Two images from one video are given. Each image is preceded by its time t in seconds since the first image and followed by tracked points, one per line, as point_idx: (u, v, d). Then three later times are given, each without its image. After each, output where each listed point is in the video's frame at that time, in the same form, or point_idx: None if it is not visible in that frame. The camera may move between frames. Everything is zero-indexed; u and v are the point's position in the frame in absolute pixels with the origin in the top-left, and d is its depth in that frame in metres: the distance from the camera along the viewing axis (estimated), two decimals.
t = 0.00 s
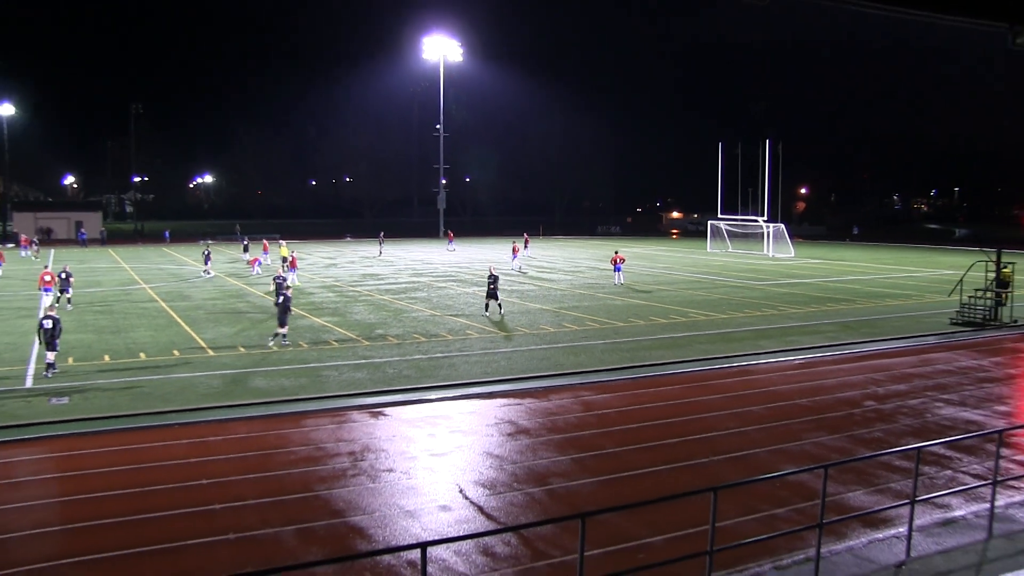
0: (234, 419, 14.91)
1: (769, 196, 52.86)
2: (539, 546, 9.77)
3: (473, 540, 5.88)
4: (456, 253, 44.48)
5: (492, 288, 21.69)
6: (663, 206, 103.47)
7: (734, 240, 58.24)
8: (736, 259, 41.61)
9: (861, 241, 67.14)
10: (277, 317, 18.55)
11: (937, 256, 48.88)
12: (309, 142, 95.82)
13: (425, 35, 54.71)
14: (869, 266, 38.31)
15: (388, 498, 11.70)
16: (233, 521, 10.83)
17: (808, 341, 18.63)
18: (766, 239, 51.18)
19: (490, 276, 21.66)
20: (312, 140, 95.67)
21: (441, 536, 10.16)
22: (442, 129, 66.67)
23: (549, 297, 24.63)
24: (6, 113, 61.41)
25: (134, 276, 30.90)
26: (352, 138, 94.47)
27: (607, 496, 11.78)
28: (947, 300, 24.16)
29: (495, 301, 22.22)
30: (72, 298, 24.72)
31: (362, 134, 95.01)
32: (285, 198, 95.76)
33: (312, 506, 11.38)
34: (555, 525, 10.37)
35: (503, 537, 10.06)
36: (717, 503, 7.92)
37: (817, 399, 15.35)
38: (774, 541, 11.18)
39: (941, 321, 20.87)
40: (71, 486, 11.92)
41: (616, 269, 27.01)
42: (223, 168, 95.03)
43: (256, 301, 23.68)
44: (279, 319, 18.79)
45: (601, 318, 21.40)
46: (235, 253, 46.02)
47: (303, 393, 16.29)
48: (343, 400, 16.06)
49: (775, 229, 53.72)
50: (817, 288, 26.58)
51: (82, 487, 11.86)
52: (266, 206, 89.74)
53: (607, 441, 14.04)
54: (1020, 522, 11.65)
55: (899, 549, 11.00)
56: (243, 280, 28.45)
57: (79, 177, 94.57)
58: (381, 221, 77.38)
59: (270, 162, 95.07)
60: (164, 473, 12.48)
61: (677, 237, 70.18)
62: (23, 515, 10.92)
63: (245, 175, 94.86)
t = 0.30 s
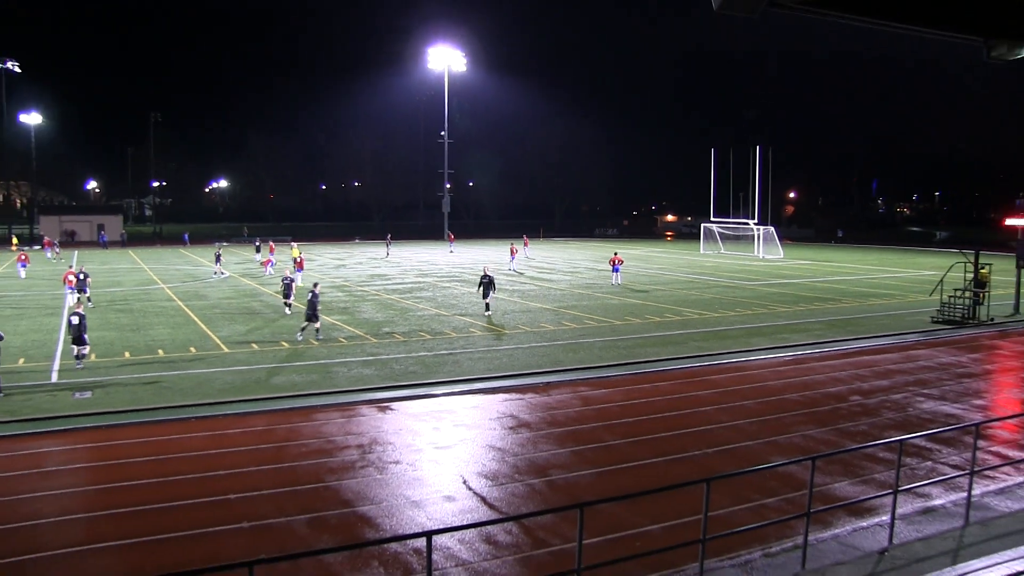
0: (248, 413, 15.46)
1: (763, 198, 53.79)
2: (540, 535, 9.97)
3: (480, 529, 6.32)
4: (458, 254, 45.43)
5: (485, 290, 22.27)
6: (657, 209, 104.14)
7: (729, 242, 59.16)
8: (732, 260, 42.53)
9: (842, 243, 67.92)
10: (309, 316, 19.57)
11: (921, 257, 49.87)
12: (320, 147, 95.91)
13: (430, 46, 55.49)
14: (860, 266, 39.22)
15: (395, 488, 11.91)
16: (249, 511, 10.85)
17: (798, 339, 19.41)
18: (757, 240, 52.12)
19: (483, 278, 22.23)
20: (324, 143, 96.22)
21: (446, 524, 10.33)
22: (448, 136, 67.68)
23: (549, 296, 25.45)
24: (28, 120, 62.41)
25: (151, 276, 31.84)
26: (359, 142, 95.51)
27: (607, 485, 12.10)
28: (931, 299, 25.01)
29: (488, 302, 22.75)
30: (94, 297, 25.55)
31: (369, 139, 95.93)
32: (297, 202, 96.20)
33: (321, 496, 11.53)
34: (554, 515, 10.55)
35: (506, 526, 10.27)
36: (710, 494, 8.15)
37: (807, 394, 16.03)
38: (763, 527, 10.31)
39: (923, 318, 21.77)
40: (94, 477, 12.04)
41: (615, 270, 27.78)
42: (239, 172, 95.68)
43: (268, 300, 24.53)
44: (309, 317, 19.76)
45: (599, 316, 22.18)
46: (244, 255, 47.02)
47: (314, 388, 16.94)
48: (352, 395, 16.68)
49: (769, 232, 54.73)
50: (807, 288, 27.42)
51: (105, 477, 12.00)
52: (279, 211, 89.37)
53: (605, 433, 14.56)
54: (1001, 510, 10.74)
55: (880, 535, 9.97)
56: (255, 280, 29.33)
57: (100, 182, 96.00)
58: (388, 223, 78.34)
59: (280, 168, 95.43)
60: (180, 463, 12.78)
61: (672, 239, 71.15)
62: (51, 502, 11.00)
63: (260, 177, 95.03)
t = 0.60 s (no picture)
0: (250, 413, 15.49)
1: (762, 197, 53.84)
2: (541, 534, 10.02)
3: (483, 525, 6.29)
4: (460, 254, 45.48)
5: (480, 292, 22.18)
6: (658, 210, 104.50)
7: (729, 242, 59.19)
8: (733, 260, 42.62)
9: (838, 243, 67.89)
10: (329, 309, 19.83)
11: (921, 258, 49.86)
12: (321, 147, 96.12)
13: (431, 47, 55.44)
14: (860, 266, 39.28)
15: (396, 488, 11.95)
16: (251, 511, 10.88)
17: (798, 339, 19.49)
18: (759, 240, 52.23)
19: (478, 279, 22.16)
20: (326, 145, 96.38)
21: (448, 524, 10.36)
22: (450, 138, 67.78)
23: (550, 296, 25.51)
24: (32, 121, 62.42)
25: (153, 276, 31.90)
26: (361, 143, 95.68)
27: (606, 485, 12.14)
28: (930, 299, 25.08)
29: (481, 304, 22.67)
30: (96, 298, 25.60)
31: (370, 140, 96.05)
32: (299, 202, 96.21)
33: (322, 495, 11.58)
34: (555, 515, 10.60)
35: (506, 526, 10.34)
36: (710, 494, 8.11)
37: (807, 394, 16.06)
38: (763, 528, 10.34)
39: (923, 319, 21.85)
40: (94, 476, 12.07)
41: (617, 270, 27.77)
42: (241, 173, 95.70)
43: (270, 301, 24.59)
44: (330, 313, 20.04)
45: (600, 317, 22.23)
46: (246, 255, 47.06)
47: (316, 387, 17.00)
48: (354, 394, 16.71)
49: (768, 232, 54.84)
50: (807, 288, 27.49)
51: (105, 477, 12.04)
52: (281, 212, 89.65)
53: (606, 433, 14.59)
54: (1001, 509, 10.77)
55: (881, 535, 9.99)
56: (258, 280, 29.44)
57: (103, 183, 96.11)
58: (390, 223, 78.36)
59: (282, 168, 95.50)
60: (182, 463, 12.82)
61: (674, 239, 71.19)
62: (51, 502, 11.04)
63: (261, 180, 95.21)
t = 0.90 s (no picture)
0: (251, 412, 15.49)
1: (763, 197, 53.84)
2: (542, 533, 10.02)
3: (480, 526, 6.23)
4: (461, 254, 45.45)
5: (473, 292, 22.02)
6: (659, 210, 104.53)
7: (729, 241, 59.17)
8: (733, 259, 42.57)
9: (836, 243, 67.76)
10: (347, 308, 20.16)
11: (922, 257, 49.68)
12: (321, 147, 96.19)
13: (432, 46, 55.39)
14: (860, 266, 39.29)
15: (397, 487, 11.95)
16: (251, 510, 10.88)
17: (799, 338, 19.50)
18: (760, 240, 52.24)
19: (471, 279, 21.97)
20: (327, 144, 96.50)
21: (449, 524, 10.36)
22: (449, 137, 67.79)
23: (551, 295, 25.52)
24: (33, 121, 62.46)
25: (155, 275, 31.95)
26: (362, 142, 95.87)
27: (608, 484, 12.13)
28: (930, 298, 25.09)
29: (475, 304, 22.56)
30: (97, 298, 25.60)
31: (371, 139, 96.02)
32: (299, 202, 96.25)
33: (323, 494, 11.59)
34: (555, 514, 10.61)
35: (507, 525, 10.35)
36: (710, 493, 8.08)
37: (808, 393, 16.06)
38: (763, 527, 10.34)
39: (924, 318, 21.82)
40: (95, 475, 12.07)
41: (618, 269, 27.65)
42: (242, 172, 95.76)
43: (271, 300, 24.60)
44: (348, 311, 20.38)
45: (601, 316, 22.24)
46: (247, 254, 47.11)
47: (317, 386, 17.02)
48: (355, 393, 16.71)
49: (768, 231, 54.85)
50: (808, 287, 27.49)
51: (106, 476, 12.04)
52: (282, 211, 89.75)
53: (606, 432, 14.58)
54: (1003, 509, 10.75)
55: (881, 535, 9.97)
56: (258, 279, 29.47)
57: (103, 182, 96.17)
58: (391, 222, 78.35)
59: (283, 167, 95.48)
60: (184, 462, 12.82)
61: (674, 239, 71.23)
62: (51, 501, 11.04)
63: (261, 180, 95.25)
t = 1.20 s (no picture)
0: (253, 409, 15.51)
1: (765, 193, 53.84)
2: (544, 531, 10.03)
3: (479, 523, 6.17)
4: (463, 251, 45.51)
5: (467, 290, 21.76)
6: (661, 207, 104.56)
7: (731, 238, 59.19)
8: (735, 256, 42.58)
9: (836, 240, 67.74)
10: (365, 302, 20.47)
11: (924, 254, 49.62)
12: (324, 143, 96.38)
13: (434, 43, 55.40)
14: (861, 264, 39.28)
15: (399, 484, 11.96)
16: (253, 506, 10.89)
17: (801, 335, 19.49)
18: (762, 237, 52.24)
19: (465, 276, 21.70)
20: (329, 141, 96.71)
21: (450, 520, 10.38)
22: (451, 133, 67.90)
23: (552, 292, 25.50)
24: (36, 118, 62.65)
25: (157, 272, 32.03)
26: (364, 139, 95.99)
27: (609, 482, 12.13)
28: (932, 296, 25.07)
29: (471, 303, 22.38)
30: (100, 295, 25.68)
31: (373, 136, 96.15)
32: (301, 198, 96.37)
33: (326, 491, 11.61)
34: (557, 511, 10.61)
35: (509, 522, 10.36)
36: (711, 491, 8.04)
37: (809, 390, 16.05)
38: (765, 524, 10.35)
39: (926, 316, 21.79)
40: (97, 472, 12.09)
41: (619, 266, 27.43)
42: (245, 169, 95.92)
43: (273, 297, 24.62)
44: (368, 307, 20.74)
45: (602, 313, 22.23)
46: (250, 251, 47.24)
47: (318, 383, 17.02)
48: (356, 390, 16.72)
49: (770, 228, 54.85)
50: (809, 284, 27.49)
51: (109, 473, 12.06)
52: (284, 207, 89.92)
53: (607, 430, 14.58)
54: (1005, 507, 10.74)
55: (882, 532, 9.95)
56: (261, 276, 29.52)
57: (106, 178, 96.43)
58: (394, 219, 78.48)
59: (285, 163, 95.63)
60: (187, 458, 12.85)
61: (675, 236, 71.32)
62: (54, 497, 11.07)
63: (263, 176, 95.44)
